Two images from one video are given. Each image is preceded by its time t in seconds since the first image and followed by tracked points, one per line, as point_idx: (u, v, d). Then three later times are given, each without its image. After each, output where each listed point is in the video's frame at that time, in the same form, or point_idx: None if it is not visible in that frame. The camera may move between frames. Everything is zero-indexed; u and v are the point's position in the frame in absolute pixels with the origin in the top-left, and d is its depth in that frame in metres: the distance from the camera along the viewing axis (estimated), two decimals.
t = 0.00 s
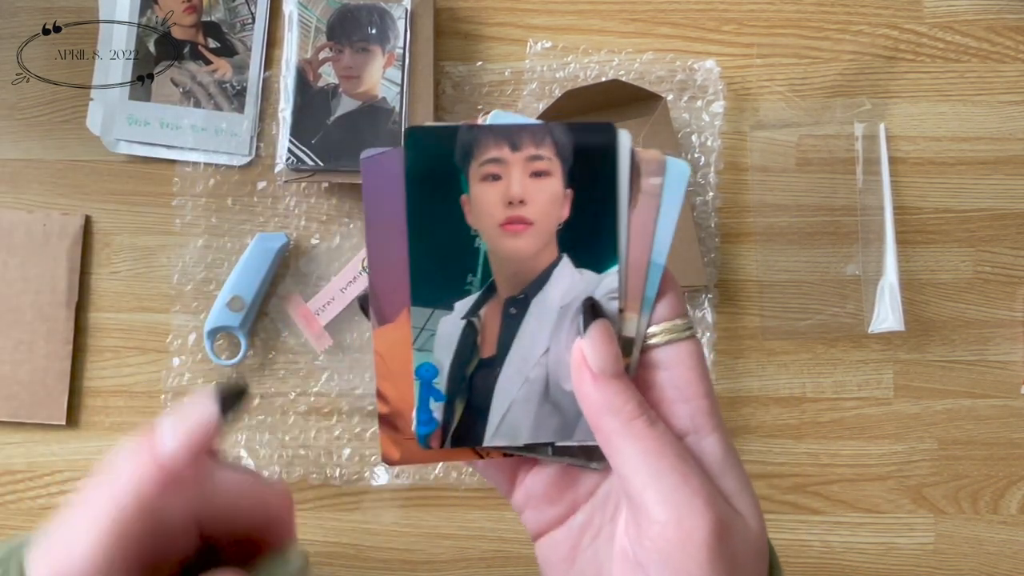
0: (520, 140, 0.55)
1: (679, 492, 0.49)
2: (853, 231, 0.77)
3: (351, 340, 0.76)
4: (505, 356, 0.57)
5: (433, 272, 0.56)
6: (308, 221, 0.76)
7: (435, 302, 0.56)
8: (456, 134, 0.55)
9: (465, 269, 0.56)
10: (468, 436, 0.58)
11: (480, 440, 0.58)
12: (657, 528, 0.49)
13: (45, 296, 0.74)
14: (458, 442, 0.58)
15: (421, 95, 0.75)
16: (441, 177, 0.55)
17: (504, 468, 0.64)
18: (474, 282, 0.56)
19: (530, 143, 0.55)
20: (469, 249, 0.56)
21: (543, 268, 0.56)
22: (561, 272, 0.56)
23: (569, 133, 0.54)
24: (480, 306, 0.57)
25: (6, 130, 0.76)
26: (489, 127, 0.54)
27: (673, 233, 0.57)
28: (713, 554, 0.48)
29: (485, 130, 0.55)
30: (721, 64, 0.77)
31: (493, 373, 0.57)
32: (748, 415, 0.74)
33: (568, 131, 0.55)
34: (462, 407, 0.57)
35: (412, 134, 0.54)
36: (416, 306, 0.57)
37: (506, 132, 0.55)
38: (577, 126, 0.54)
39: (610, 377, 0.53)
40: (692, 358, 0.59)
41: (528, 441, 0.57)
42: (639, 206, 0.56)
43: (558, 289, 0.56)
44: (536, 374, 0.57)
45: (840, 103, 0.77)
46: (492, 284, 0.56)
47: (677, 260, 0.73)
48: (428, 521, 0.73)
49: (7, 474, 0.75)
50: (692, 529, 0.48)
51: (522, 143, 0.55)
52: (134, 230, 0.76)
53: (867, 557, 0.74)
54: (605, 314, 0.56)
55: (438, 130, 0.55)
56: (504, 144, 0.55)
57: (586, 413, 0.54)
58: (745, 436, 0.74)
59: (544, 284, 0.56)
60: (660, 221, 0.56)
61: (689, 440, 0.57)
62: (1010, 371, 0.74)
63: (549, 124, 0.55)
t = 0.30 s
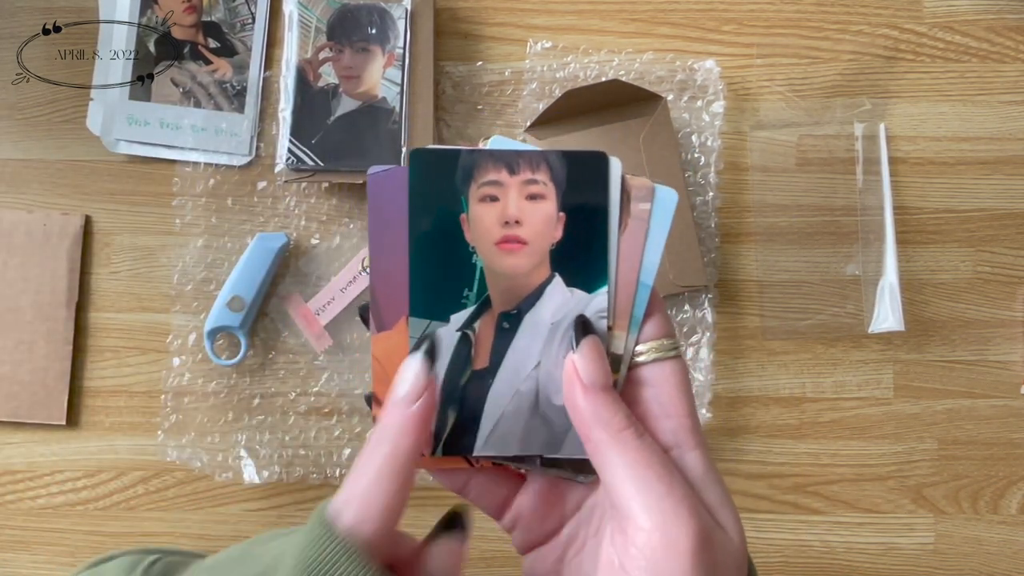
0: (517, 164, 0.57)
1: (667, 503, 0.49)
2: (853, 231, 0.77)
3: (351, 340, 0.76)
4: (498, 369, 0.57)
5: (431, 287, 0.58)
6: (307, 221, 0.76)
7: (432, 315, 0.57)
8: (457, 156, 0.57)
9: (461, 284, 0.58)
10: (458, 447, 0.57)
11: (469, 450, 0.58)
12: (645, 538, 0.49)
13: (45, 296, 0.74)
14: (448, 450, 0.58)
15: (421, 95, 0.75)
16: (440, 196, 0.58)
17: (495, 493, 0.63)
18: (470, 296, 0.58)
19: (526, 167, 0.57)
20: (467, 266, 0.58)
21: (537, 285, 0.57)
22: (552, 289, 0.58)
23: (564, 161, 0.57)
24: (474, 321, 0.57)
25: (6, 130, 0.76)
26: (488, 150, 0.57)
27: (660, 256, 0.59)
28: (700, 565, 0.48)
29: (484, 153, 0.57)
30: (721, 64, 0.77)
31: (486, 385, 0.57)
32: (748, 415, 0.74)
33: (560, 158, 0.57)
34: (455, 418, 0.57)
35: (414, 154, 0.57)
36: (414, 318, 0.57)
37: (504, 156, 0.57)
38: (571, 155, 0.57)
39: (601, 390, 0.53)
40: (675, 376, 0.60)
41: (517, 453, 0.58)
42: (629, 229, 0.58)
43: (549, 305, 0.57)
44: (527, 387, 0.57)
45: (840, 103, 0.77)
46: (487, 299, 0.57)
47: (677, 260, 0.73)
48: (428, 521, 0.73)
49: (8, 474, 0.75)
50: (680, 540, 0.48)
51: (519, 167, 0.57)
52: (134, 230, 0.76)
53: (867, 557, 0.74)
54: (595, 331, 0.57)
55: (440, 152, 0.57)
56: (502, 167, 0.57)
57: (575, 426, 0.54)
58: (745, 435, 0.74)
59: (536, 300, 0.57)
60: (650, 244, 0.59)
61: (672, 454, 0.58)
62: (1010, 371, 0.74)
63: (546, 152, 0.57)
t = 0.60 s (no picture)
0: (490, 176, 0.57)
1: (645, 512, 0.50)
2: (853, 231, 0.77)
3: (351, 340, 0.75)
4: (484, 381, 0.58)
5: (411, 302, 0.57)
6: (307, 221, 0.76)
7: (414, 331, 0.57)
8: (431, 171, 0.57)
9: (442, 300, 0.57)
10: (449, 460, 0.58)
11: (462, 463, 0.58)
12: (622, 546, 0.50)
13: (45, 295, 0.74)
14: (440, 466, 0.58)
15: (421, 94, 0.75)
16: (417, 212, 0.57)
17: (489, 502, 0.64)
18: (451, 311, 0.57)
19: (499, 178, 0.56)
20: (446, 280, 0.57)
21: (517, 297, 0.57)
22: (534, 300, 0.57)
23: (537, 168, 0.56)
24: (457, 335, 0.57)
25: (6, 130, 0.76)
26: (460, 164, 0.56)
27: (648, 261, 0.58)
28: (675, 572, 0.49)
29: (456, 166, 0.57)
30: (721, 64, 0.77)
31: (474, 398, 0.58)
32: (748, 415, 0.74)
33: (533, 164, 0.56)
34: (444, 431, 0.58)
35: (384, 173, 0.57)
36: (396, 336, 0.58)
37: (476, 168, 0.56)
38: (545, 162, 0.56)
39: (583, 398, 0.53)
40: (663, 381, 0.60)
41: (509, 464, 0.58)
42: (615, 233, 0.57)
43: (531, 316, 0.57)
44: (515, 399, 0.57)
45: (840, 103, 0.77)
46: (468, 313, 0.57)
47: (677, 260, 0.73)
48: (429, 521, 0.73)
49: (8, 474, 0.75)
50: (656, 549, 0.49)
51: (492, 178, 0.57)
52: (134, 230, 0.76)
53: (867, 557, 0.74)
54: (580, 338, 0.57)
55: (413, 167, 0.57)
56: (474, 180, 0.57)
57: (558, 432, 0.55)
58: (744, 436, 0.74)
59: (518, 312, 0.57)
60: (636, 248, 0.58)
61: (657, 461, 0.58)
62: (1010, 371, 0.74)
63: (518, 161, 0.56)
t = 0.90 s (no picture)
0: (459, 187, 0.57)
1: (613, 519, 0.49)
2: (853, 231, 0.77)
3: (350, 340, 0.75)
4: (457, 391, 0.57)
5: (383, 312, 0.57)
6: (308, 221, 0.76)
7: (386, 341, 0.57)
8: (399, 183, 0.57)
9: (414, 310, 0.57)
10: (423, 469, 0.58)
11: (436, 473, 0.58)
12: (591, 555, 0.49)
13: (45, 296, 0.74)
14: (414, 475, 0.58)
15: (421, 94, 0.75)
16: (386, 223, 0.57)
17: (467, 510, 0.64)
18: (423, 321, 0.57)
19: (468, 188, 0.57)
20: (417, 290, 0.57)
21: (488, 306, 0.57)
22: (505, 309, 0.57)
23: (506, 178, 0.57)
24: (429, 344, 0.57)
25: (6, 130, 0.76)
26: (429, 175, 0.57)
27: (618, 268, 0.58)
28: None
29: (426, 177, 0.57)
30: (721, 64, 0.77)
31: (447, 408, 0.57)
32: (748, 415, 0.74)
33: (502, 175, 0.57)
34: (417, 442, 0.57)
35: (355, 183, 0.57)
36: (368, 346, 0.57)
37: (445, 178, 0.57)
38: (514, 172, 0.57)
39: (554, 408, 0.53)
40: (637, 390, 0.59)
41: (484, 473, 0.57)
42: (585, 242, 0.57)
43: (502, 325, 0.57)
44: (487, 408, 0.57)
45: (840, 103, 0.77)
46: (440, 322, 0.57)
47: (677, 260, 0.73)
48: (428, 521, 0.73)
49: (7, 474, 0.75)
50: (625, 557, 0.48)
51: (461, 188, 0.57)
52: (134, 230, 0.76)
53: (867, 557, 0.74)
54: (551, 347, 0.57)
55: (382, 180, 0.57)
56: (443, 192, 0.57)
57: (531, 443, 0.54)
58: (744, 436, 0.74)
59: (490, 321, 0.57)
60: (606, 256, 0.58)
61: (630, 470, 0.56)
62: (1011, 371, 0.74)
63: (486, 170, 0.57)
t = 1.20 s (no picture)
0: (455, 189, 0.57)
1: (603, 529, 0.48)
2: (853, 231, 0.77)
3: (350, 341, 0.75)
4: (449, 394, 0.57)
5: (377, 315, 0.57)
6: (308, 221, 0.76)
7: (379, 344, 0.57)
8: (395, 185, 0.57)
9: (407, 313, 0.57)
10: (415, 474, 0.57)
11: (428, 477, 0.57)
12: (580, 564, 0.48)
13: (45, 296, 0.74)
14: (404, 479, 0.57)
15: (421, 94, 0.75)
16: (381, 225, 0.57)
17: (460, 514, 0.64)
18: (416, 323, 0.57)
19: (464, 191, 0.57)
20: (411, 293, 0.57)
21: (482, 310, 0.57)
22: (499, 313, 0.57)
23: (502, 180, 0.57)
24: (422, 347, 0.57)
25: (6, 131, 0.76)
26: (424, 177, 0.57)
27: (615, 272, 0.58)
28: None
29: (421, 180, 0.57)
30: (721, 64, 0.77)
31: (439, 411, 0.57)
32: (748, 415, 0.74)
33: (497, 178, 0.57)
34: (409, 445, 0.57)
35: (350, 185, 0.57)
36: (360, 349, 0.57)
37: (441, 181, 0.57)
38: (510, 175, 0.57)
39: (545, 413, 0.52)
40: (631, 397, 0.59)
41: (476, 478, 0.57)
42: (582, 245, 0.58)
43: (496, 329, 0.57)
44: (480, 412, 0.57)
45: (840, 103, 0.77)
46: (433, 325, 0.57)
47: (677, 260, 0.73)
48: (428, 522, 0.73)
49: (8, 474, 0.75)
50: (614, 567, 0.47)
51: (457, 191, 0.57)
52: (135, 230, 0.76)
53: (867, 557, 0.74)
54: (545, 352, 0.56)
55: (378, 181, 0.57)
56: (438, 194, 0.57)
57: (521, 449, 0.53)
58: (744, 436, 0.74)
59: (483, 324, 0.57)
60: (602, 260, 0.58)
61: (622, 478, 0.57)
62: (1011, 371, 0.74)
63: (483, 173, 0.57)
